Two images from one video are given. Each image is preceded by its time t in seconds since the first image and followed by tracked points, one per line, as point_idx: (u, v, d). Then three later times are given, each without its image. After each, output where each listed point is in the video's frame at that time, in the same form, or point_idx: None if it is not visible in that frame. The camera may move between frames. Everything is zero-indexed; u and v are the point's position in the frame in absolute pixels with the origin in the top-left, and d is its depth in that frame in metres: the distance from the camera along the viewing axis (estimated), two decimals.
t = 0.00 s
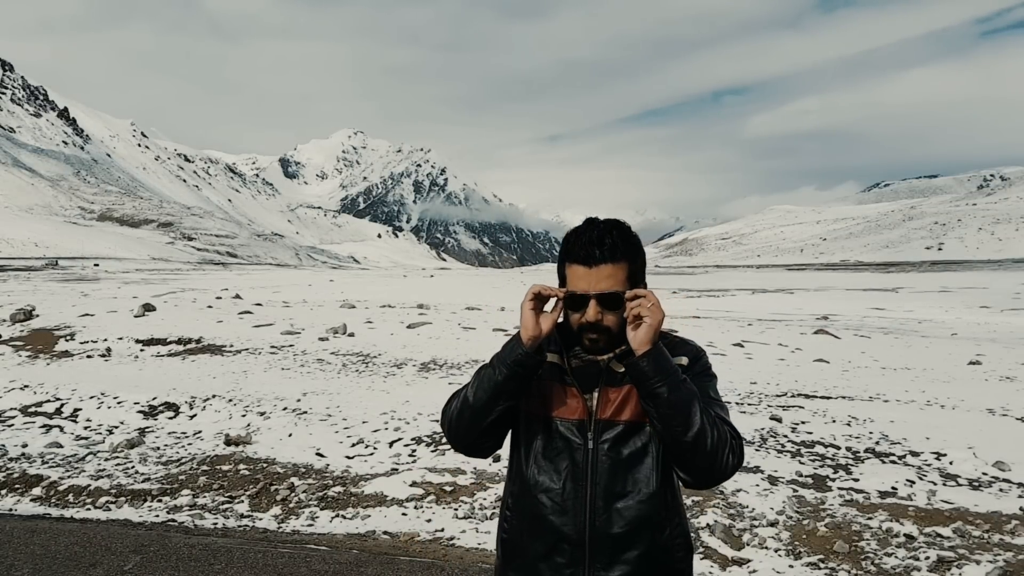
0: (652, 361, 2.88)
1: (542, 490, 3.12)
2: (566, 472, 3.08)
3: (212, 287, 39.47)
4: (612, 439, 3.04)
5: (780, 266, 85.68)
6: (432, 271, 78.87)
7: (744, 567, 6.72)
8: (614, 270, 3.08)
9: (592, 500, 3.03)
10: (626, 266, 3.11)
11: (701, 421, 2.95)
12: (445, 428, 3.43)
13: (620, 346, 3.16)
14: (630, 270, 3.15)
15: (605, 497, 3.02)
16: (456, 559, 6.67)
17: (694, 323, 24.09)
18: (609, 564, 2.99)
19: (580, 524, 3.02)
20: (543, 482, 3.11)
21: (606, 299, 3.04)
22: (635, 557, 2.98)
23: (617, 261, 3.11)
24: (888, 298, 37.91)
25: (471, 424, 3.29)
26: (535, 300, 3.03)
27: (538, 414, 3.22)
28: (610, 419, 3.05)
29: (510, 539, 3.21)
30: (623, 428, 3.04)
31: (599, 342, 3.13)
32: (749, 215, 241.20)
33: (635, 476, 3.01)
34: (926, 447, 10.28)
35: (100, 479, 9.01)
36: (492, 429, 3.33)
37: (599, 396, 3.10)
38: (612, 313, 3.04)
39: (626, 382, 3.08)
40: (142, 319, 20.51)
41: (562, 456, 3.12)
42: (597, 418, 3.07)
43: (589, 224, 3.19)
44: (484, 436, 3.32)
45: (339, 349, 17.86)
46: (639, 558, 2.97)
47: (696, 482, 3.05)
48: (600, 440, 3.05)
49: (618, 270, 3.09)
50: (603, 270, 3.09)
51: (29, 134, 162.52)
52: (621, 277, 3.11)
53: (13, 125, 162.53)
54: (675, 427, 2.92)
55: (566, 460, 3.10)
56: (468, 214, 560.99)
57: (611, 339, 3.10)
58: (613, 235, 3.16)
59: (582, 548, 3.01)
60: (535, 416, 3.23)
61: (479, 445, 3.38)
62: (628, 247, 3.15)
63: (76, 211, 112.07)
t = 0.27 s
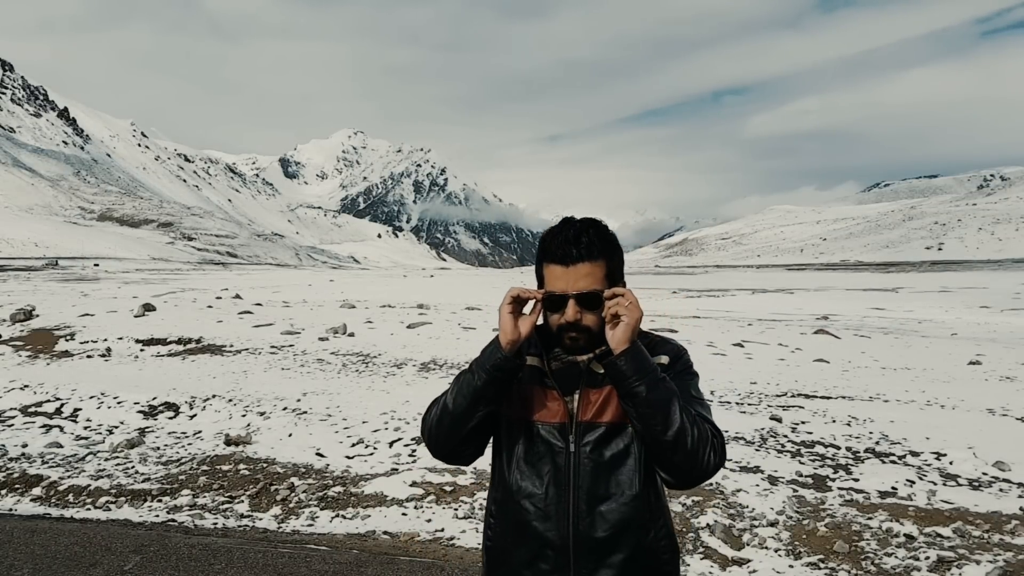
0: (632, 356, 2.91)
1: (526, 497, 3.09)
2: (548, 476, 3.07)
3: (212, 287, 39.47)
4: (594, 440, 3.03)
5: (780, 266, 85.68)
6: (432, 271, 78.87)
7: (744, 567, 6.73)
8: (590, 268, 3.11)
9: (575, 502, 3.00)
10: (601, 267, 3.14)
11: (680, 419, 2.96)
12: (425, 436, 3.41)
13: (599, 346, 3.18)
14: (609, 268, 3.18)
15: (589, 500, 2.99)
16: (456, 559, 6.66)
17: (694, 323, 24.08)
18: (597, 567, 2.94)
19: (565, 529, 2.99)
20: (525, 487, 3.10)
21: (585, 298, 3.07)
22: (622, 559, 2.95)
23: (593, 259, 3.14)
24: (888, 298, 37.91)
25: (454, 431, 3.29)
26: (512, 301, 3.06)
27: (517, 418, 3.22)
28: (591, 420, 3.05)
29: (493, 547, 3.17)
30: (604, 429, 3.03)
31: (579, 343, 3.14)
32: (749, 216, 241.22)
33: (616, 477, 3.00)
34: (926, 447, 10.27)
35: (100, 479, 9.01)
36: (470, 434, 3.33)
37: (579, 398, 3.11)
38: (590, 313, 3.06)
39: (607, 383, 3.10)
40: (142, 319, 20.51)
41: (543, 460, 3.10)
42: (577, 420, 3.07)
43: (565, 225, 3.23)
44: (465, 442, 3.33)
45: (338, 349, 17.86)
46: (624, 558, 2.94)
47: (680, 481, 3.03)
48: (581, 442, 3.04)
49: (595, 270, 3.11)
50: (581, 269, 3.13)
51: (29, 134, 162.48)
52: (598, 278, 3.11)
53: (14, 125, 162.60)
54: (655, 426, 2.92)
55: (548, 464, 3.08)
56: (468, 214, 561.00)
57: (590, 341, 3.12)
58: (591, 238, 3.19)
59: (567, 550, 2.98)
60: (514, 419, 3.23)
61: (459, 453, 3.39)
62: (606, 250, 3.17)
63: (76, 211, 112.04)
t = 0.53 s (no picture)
0: (605, 365, 2.84)
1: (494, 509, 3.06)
2: (515, 483, 3.05)
3: (212, 287, 39.48)
4: (562, 446, 3.00)
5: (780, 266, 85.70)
6: (432, 271, 78.87)
7: (744, 567, 6.73)
8: (553, 263, 3.10)
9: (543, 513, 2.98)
10: (567, 259, 3.13)
11: (650, 430, 2.91)
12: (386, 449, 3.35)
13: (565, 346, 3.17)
14: (575, 263, 3.17)
15: (557, 509, 2.97)
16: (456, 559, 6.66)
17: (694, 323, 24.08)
18: None
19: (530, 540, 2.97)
20: (493, 495, 3.07)
21: (552, 293, 3.08)
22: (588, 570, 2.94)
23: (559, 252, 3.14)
24: (888, 298, 37.93)
25: (416, 442, 3.23)
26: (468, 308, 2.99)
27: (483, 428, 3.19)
28: (558, 426, 3.02)
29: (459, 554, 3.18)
30: (572, 435, 3.00)
31: (546, 339, 3.12)
32: (749, 216, 241.20)
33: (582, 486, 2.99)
34: (926, 447, 10.28)
35: (100, 479, 9.01)
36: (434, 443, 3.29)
37: (545, 402, 3.08)
38: (558, 308, 3.07)
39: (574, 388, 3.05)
40: (142, 319, 20.52)
41: (511, 467, 3.08)
42: (543, 426, 3.04)
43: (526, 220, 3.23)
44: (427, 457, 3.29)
45: (338, 348, 17.86)
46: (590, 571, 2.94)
47: (647, 491, 2.99)
48: (548, 450, 3.01)
49: (561, 263, 3.11)
50: (546, 263, 3.12)
51: (29, 134, 162.51)
52: (564, 272, 3.11)
53: (14, 125, 162.59)
54: (623, 439, 2.87)
55: (514, 472, 3.07)
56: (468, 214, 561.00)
57: (558, 340, 3.12)
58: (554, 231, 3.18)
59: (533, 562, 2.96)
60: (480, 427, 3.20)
61: (422, 467, 3.35)
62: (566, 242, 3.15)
63: (76, 211, 112.02)
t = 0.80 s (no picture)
0: (565, 438, 2.70)
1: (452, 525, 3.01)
2: (474, 499, 2.98)
3: (212, 287, 39.50)
4: (521, 461, 2.96)
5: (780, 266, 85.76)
6: (432, 271, 78.91)
7: (744, 567, 6.73)
8: (520, 241, 3.13)
9: (501, 528, 2.93)
10: (534, 239, 3.20)
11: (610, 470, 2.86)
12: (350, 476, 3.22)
13: (529, 343, 3.13)
14: (538, 248, 3.19)
15: (515, 526, 2.92)
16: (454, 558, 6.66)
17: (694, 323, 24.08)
18: None
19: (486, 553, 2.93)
20: (451, 508, 3.02)
21: (520, 271, 3.07)
22: None
23: (525, 235, 3.18)
24: (888, 298, 37.96)
25: (367, 478, 3.10)
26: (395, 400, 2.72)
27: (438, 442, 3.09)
28: (518, 439, 2.97)
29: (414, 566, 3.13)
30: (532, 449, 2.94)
31: (513, 328, 3.07)
32: (749, 216, 241.30)
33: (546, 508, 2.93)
34: (927, 447, 10.27)
35: (100, 479, 9.01)
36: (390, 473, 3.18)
37: (507, 412, 3.03)
38: (528, 286, 3.05)
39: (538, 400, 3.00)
40: (142, 319, 20.52)
41: (469, 479, 3.02)
42: (505, 439, 3.00)
43: (489, 210, 3.26)
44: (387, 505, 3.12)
45: (339, 348, 17.87)
46: None
47: (604, 524, 2.99)
48: (507, 463, 2.97)
49: (528, 242, 3.14)
50: (512, 242, 3.14)
51: (29, 134, 162.58)
52: (531, 250, 3.12)
53: (14, 125, 162.65)
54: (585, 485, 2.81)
55: (474, 484, 3.00)
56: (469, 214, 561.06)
57: (527, 324, 3.07)
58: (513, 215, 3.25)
59: None
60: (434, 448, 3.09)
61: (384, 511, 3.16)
62: (532, 230, 3.24)
63: (76, 211, 112.02)
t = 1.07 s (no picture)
0: (534, 481, 2.74)
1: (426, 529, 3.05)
2: (449, 503, 3.02)
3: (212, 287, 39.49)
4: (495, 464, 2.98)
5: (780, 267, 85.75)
6: (433, 271, 78.90)
7: (744, 567, 6.73)
8: (493, 237, 3.23)
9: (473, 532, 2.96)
10: (507, 234, 3.28)
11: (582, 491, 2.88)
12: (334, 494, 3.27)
13: (503, 343, 3.23)
14: (513, 244, 3.29)
15: (488, 531, 2.95)
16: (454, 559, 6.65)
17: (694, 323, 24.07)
18: None
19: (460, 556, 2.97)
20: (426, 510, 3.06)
21: (492, 265, 3.18)
22: None
23: (498, 229, 3.28)
24: (888, 298, 37.97)
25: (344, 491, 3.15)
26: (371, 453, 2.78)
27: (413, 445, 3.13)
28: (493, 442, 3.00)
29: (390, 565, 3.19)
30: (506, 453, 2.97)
31: (489, 324, 3.19)
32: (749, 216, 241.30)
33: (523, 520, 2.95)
34: (927, 447, 10.27)
35: (100, 479, 9.00)
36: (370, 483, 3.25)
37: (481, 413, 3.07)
38: (500, 280, 3.16)
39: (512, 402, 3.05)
40: (142, 319, 20.50)
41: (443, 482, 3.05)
42: (479, 443, 3.04)
43: (463, 206, 3.35)
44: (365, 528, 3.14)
45: (339, 349, 17.85)
46: None
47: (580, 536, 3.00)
48: (482, 466, 3.00)
49: (501, 237, 3.24)
50: (485, 237, 3.24)
51: (29, 134, 162.60)
52: (503, 246, 3.23)
53: (14, 126, 162.58)
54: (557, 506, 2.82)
55: (449, 487, 3.03)
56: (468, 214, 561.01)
57: (499, 319, 3.18)
58: (485, 211, 3.36)
59: None
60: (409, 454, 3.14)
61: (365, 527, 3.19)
62: (506, 222, 3.35)
63: (76, 211, 111.99)
